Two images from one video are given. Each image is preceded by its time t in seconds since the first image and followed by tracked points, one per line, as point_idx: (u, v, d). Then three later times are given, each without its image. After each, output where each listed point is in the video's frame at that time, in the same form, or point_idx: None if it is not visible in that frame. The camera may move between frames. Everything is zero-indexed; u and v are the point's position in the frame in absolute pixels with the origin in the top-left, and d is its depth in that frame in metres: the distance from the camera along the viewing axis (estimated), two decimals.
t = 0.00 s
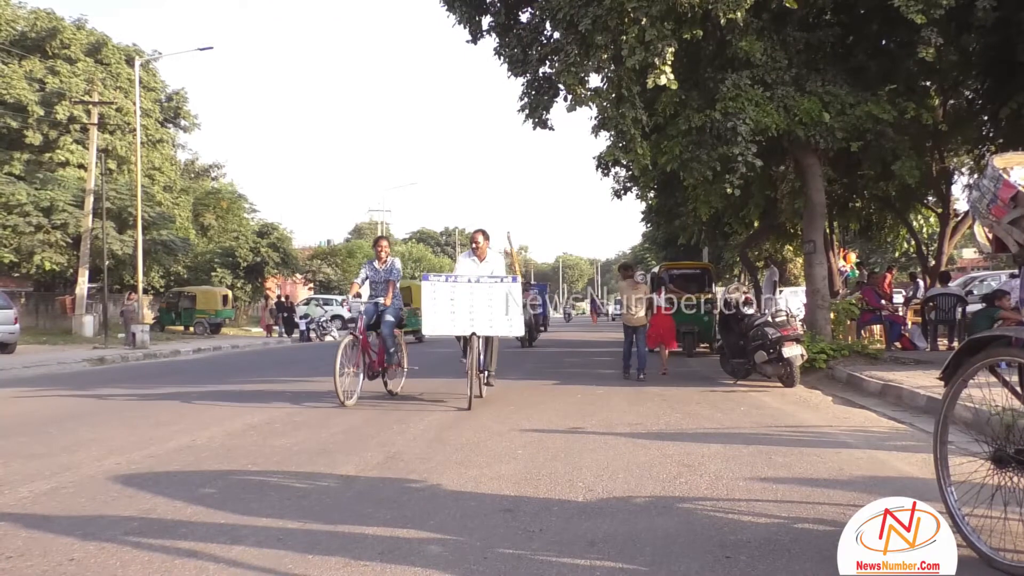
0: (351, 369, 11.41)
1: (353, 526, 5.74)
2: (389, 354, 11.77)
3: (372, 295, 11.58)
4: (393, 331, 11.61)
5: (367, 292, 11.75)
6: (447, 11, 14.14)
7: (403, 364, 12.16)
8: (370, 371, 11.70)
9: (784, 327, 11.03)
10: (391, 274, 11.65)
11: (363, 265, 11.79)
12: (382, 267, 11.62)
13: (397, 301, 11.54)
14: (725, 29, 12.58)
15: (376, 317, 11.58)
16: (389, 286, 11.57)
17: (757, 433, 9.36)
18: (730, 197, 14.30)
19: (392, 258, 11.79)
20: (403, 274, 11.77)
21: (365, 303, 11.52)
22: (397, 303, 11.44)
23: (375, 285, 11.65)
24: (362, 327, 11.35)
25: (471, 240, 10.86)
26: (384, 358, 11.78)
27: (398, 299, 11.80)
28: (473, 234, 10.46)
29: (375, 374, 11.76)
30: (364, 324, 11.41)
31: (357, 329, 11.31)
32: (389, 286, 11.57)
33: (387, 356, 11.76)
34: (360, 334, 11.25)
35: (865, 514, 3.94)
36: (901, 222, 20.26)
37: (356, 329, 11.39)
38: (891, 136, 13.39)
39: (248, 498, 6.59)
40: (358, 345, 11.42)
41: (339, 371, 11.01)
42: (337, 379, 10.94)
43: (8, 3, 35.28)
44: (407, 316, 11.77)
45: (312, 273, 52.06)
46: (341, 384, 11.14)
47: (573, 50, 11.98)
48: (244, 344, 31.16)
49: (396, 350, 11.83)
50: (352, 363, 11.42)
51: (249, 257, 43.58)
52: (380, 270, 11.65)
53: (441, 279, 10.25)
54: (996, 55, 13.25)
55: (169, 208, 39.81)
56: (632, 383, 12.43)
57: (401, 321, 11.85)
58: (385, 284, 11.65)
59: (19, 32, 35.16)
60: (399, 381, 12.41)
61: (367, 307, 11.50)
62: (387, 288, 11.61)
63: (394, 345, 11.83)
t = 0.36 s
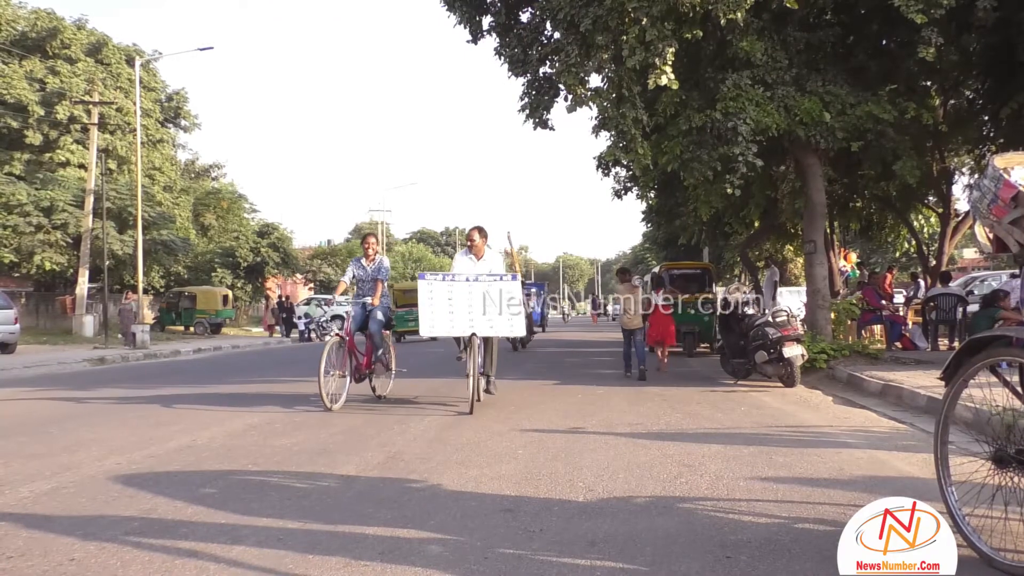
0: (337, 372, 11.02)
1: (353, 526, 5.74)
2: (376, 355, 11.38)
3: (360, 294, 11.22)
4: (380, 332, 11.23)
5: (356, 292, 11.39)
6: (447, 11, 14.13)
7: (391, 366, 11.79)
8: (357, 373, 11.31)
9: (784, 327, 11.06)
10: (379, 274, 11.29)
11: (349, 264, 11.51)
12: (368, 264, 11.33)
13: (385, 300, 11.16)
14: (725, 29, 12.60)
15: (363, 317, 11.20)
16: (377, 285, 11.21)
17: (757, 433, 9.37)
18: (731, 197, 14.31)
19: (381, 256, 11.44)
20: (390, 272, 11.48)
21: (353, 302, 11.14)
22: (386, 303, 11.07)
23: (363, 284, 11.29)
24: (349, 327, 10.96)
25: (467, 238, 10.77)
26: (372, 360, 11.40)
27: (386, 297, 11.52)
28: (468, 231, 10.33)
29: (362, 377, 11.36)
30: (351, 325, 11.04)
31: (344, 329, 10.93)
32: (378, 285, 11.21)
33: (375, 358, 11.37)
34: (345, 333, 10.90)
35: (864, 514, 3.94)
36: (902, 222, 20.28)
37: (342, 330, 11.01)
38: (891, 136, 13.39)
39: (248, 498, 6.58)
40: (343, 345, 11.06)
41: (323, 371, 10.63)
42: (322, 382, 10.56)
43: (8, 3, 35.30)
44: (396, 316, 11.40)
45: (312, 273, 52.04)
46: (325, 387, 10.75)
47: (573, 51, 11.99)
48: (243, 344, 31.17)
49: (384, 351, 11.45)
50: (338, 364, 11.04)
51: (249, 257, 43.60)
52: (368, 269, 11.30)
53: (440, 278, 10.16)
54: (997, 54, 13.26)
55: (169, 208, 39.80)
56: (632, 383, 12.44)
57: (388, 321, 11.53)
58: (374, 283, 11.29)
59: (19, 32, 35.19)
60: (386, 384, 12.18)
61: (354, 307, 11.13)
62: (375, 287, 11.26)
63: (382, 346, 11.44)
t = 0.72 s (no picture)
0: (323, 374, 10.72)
1: (353, 526, 5.75)
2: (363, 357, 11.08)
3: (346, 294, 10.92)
4: (367, 333, 10.94)
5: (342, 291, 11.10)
6: (447, 11, 14.14)
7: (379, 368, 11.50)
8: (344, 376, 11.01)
9: (784, 327, 11.06)
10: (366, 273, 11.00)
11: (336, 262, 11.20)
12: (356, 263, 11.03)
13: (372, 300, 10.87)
14: (725, 29, 12.61)
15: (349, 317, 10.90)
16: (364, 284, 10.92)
17: (757, 433, 9.37)
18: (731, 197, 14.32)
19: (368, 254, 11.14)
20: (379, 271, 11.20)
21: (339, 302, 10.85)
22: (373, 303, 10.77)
23: (350, 284, 11.00)
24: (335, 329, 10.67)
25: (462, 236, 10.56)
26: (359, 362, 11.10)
27: (373, 297, 11.25)
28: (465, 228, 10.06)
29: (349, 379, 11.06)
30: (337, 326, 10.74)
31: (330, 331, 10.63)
32: (365, 285, 10.92)
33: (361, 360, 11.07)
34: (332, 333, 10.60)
35: (865, 514, 3.94)
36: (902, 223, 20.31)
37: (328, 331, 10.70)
38: (891, 136, 13.41)
39: (248, 498, 6.58)
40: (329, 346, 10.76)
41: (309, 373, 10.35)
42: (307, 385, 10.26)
43: (8, 3, 35.34)
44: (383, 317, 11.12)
45: (312, 273, 52.03)
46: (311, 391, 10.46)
47: (574, 51, 12.00)
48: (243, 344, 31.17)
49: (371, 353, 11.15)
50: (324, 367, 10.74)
51: (249, 257, 43.62)
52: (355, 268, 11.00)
53: (437, 277, 9.92)
54: (997, 54, 13.28)
55: (169, 208, 39.79)
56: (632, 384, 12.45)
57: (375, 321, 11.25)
58: (361, 282, 11.00)
59: (20, 32, 35.22)
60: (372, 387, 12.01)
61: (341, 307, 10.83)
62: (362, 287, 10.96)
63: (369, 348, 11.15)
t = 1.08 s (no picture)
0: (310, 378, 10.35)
1: (353, 526, 5.74)
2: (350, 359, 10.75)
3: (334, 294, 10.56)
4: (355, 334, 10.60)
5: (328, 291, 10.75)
6: (447, 10, 14.13)
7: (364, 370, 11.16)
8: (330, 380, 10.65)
9: (785, 327, 11.07)
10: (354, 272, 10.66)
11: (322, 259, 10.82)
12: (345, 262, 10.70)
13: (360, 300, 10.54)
14: (725, 29, 12.61)
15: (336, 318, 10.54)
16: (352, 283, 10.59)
17: (758, 433, 9.37)
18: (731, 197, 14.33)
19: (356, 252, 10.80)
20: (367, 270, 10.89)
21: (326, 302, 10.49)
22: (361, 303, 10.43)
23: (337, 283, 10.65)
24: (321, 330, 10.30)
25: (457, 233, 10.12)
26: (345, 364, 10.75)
27: (360, 297, 10.91)
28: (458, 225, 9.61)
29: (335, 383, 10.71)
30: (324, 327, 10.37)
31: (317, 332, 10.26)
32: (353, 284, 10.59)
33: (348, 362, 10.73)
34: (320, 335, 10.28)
35: (864, 514, 3.94)
36: (902, 223, 20.33)
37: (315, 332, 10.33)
38: (891, 136, 13.39)
39: (247, 498, 6.58)
40: (316, 348, 10.44)
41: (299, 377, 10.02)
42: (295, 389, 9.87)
43: (8, 4, 35.37)
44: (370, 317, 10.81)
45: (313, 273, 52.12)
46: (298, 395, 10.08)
47: (574, 51, 12.00)
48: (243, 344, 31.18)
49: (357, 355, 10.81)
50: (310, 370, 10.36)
51: (249, 257, 43.62)
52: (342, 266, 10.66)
53: (430, 279, 9.62)
54: (997, 55, 13.30)
55: (169, 208, 39.75)
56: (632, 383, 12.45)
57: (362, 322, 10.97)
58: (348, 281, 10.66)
59: (20, 32, 35.25)
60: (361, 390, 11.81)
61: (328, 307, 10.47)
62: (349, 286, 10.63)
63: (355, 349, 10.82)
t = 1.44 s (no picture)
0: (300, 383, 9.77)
1: (353, 526, 5.74)
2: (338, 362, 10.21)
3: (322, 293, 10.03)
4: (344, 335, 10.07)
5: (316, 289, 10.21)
6: (447, 10, 14.14)
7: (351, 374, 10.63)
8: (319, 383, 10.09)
9: (785, 326, 11.09)
10: (344, 270, 10.16)
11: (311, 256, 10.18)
12: (335, 260, 10.12)
13: (350, 299, 10.04)
14: (725, 29, 12.63)
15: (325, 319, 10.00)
16: (342, 282, 10.09)
17: (758, 433, 9.38)
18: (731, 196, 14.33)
19: (345, 249, 10.30)
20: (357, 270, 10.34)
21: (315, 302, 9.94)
22: (352, 302, 9.94)
23: (326, 281, 10.13)
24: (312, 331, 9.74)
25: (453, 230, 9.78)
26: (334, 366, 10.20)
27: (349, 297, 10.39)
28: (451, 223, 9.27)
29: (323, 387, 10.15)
30: (314, 328, 9.82)
31: (307, 333, 9.70)
32: (343, 282, 10.10)
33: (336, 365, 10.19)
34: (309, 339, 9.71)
35: (865, 514, 3.94)
36: (902, 223, 20.35)
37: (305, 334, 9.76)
38: (891, 136, 13.39)
39: (248, 498, 6.58)
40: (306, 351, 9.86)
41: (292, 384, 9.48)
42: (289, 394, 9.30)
43: (9, 3, 35.42)
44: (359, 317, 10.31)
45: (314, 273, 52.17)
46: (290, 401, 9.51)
47: (574, 51, 12.00)
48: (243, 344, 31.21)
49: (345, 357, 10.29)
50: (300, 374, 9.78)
51: (249, 257, 43.64)
52: (331, 264, 10.15)
53: (424, 278, 9.31)
54: (997, 55, 13.31)
55: (170, 208, 39.75)
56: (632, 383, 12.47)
57: (350, 322, 10.47)
58: (337, 280, 10.15)
59: (20, 32, 35.31)
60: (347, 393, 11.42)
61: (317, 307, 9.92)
62: (339, 284, 10.12)
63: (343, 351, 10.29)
